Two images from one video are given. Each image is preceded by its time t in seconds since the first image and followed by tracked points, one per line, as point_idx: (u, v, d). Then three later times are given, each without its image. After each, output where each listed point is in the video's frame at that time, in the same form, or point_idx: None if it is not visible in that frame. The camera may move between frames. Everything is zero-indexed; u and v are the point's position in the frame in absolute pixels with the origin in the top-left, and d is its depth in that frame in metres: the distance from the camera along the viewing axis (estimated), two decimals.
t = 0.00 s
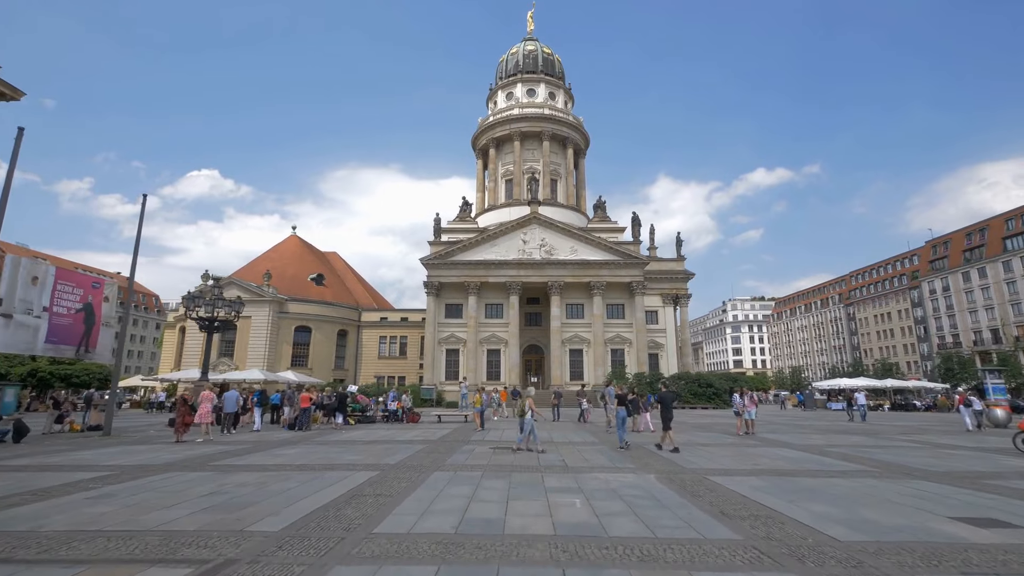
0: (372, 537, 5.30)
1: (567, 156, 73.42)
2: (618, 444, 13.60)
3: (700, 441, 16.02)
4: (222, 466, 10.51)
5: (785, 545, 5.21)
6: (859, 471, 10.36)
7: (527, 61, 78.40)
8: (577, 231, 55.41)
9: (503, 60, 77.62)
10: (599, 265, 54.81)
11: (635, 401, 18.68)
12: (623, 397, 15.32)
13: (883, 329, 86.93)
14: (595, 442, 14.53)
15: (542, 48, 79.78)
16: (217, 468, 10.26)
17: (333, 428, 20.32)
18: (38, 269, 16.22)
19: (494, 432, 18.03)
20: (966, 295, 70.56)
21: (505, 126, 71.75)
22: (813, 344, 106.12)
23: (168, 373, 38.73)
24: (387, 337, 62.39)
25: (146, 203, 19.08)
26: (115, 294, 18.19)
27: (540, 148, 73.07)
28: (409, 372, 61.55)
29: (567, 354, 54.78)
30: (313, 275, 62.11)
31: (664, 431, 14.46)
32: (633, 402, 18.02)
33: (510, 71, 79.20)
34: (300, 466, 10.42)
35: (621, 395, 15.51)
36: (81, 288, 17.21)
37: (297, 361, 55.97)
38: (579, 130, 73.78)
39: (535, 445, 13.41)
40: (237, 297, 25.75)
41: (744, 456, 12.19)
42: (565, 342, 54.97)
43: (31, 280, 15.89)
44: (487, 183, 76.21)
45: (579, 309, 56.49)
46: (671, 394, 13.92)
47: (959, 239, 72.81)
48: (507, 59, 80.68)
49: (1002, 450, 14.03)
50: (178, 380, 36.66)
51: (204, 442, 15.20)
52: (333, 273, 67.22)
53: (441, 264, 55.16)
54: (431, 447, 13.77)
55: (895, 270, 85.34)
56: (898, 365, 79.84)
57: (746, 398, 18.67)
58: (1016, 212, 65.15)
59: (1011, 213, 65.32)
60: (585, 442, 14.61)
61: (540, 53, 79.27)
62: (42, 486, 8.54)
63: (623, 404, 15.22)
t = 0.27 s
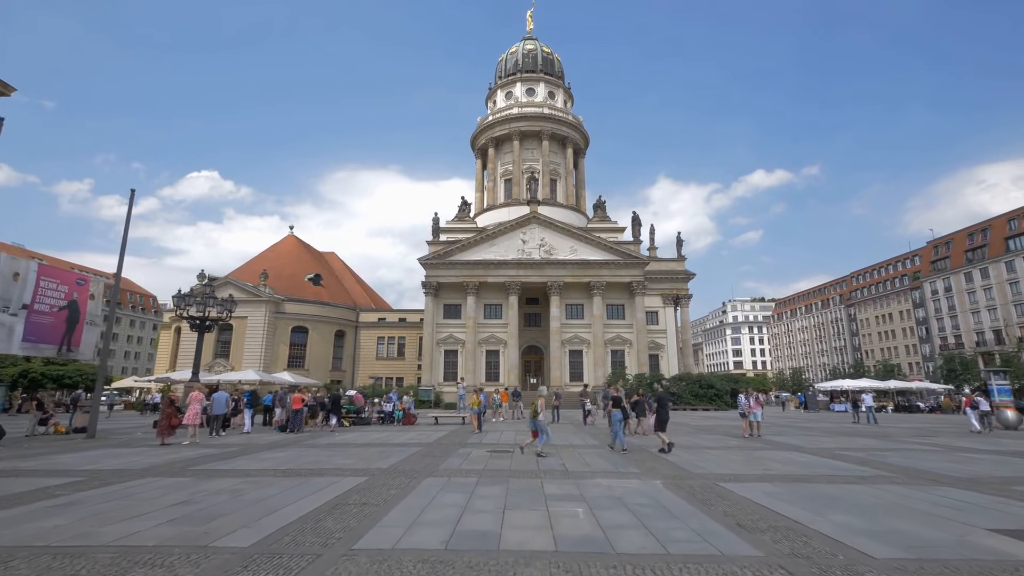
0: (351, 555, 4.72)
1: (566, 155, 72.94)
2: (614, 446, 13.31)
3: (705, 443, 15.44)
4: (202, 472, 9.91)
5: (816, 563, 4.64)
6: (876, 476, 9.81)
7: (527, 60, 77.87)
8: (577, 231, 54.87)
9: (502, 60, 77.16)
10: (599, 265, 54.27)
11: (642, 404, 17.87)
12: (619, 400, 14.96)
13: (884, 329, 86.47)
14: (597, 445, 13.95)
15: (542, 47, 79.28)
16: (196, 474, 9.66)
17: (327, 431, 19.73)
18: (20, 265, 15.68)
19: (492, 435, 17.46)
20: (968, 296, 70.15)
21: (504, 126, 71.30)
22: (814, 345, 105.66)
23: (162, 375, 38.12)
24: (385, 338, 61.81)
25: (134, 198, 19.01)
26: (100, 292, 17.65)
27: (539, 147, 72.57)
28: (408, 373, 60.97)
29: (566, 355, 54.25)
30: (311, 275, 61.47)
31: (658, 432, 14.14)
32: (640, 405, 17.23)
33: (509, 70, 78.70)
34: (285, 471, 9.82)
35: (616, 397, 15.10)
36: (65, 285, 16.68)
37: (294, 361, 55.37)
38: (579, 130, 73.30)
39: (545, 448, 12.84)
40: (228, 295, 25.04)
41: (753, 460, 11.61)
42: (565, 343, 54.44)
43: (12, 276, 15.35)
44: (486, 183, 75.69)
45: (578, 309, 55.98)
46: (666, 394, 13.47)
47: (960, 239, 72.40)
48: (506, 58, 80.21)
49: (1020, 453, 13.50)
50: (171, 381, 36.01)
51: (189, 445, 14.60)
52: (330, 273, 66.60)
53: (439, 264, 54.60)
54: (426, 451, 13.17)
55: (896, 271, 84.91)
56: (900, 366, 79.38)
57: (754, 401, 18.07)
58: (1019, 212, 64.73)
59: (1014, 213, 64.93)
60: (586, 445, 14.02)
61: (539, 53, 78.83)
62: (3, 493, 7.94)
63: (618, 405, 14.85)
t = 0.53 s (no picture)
0: None
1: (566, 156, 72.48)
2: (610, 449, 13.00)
3: (711, 447, 14.87)
4: (181, 479, 9.36)
5: None
6: (896, 483, 9.25)
7: (526, 60, 77.48)
8: (576, 231, 54.33)
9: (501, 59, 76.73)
10: (599, 265, 53.73)
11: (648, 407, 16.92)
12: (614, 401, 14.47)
13: (886, 331, 85.92)
14: (599, 450, 13.39)
15: (541, 47, 78.92)
16: (174, 481, 9.10)
17: (320, 434, 19.14)
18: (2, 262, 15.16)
19: (489, 438, 16.88)
20: (971, 297, 69.63)
21: (503, 126, 70.87)
22: (815, 347, 105.08)
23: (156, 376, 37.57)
24: (383, 339, 61.23)
25: (121, 193, 18.92)
26: (85, 291, 17.13)
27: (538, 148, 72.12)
28: (406, 374, 60.38)
29: (566, 357, 53.68)
30: (308, 275, 60.89)
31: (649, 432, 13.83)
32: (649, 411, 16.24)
33: (508, 70, 78.30)
34: (268, 477, 9.25)
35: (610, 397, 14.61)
36: (49, 283, 16.16)
37: (291, 363, 54.78)
38: (578, 130, 72.86)
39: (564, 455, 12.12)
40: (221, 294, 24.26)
41: (763, 466, 11.03)
42: (565, 344, 53.90)
43: None
44: (485, 183, 75.21)
45: (578, 310, 55.43)
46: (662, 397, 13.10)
47: (962, 240, 71.93)
48: (506, 58, 79.78)
49: None
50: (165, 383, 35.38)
51: (175, 449, 14.03)
52: (328, 274, 66.01)
53: (437, 265, 54.05)
54: (421, 455, 12.60)
55: (897, 272, 84.40)
56: (902, 367, 78.81)
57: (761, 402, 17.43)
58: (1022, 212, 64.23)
59: (1017, 213, 64.45)
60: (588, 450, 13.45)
61: (539, 52, 78.40)
62: None
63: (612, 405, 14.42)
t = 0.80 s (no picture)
0: None
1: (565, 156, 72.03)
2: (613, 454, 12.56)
3: (717, 452, 14.31)
4: (158, 487, 8.80)
5: None
6: (919, 493, 8.68)
7: (525, 60, 77.06)
8: (576, 232, 53.78)
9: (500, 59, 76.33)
10: (599, 266, 53.20)
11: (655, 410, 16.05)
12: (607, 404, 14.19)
13: (888, 333, 85.39)
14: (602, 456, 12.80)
15: (541, 47, 78.50)
16: (149, 490, 8.54)
17: (312, 438, 18.55)
18: None
19: (487, 443, 16.31)
20: (974, 298, 69.15)
21: (502, 126, 70.44)
22: (816, 349, 104.51)
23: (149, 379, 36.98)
24: (381, 341, 60.63)
25: (107, 188, 18.48)
26: (70, 290, 16.56)
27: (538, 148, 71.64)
28: (404, 376, 59.77)
29: (566, 359, 53.11)
30: (305, 276, 60.30)
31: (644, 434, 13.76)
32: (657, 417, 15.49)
33: (508, 71, 77.87)
34: (249, 485, 8.69)
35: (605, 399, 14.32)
36: (31, 281, 15.58)
37: (288, 365, 54.17)
38: (578, 130, 72.44)
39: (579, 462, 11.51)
40: (213, 294, 23.25)
41: (774, 474, 10.47)
42: (565, 346, 53.34)
43: None
44: (484, 184, 74.71)
45: (578, 312, 54.88)
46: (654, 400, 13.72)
47: (964, 241, 71.46)
48: (505, 58, 79.37)
49: None
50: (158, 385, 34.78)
51: (158, 454, 13.43)
52: (326, 275, 65.37)
53: (436, 266, 53.48)
54: (414, 462, 11.99)
55: (899, 273, 83.95)
56: (904, 370, 78.26)
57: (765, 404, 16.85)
58: None
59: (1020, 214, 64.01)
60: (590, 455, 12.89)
61: (539, 53, 78.00)
62: None
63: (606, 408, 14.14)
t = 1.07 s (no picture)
0: None
1: (565, 156, 71.57)
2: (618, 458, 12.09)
3: (723, 456, 13.78)
4: (131, 495, 8.26)
5: None
6: (946, 502, 8.10)
7: (525, 60, 76.69)
8: (576, 232, 53.25)
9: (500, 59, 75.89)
10: (600, 267, 52.68)
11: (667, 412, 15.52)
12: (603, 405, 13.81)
13: (890, 334, 84.85)
14: (605, 461, 12.21)
15: (540, 47, 78.13)
16: (121, 499, 7.99)
17: (305, 441, 18.00)
18: None
19: (485, 446, 15.76)
20: (977, 299, 68.63)
21: (502, 126, 70.01)
22: (817, 351, 103.90)
23: (144, 381, 36.46)
24: (379, 342, 60.05)
25: (93, 184, 18.00)
26: (53, 288, 15.97)
27: (538, 148, 71.17)
28: (402, 378, 59.16)
29: (566, 360, 52.54)
30: (303, 277, 59.70)
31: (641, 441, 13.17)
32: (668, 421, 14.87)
33: (507, 71, 77.46)
34: (229, 494, 8.14)
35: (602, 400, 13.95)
36: (12, 279, 14.98)
37: (285, 366, 53.57)
38: (578, 130, 72.01)
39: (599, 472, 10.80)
40: (204, 293, 22.55)
41: (787, 480, 9.93)
42: (564, 348, 52.78)
43: None
44: (483, 184, 74.20)
45: (578, 313, 54.35)
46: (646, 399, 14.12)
47: (967, 242, 71.01)
48: (505, 58, 78.95)
49: None
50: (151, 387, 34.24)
51: (141, 459, 12.85)
52: (323, 276, 64.82)
53: (434, 266, 52.93)
54: (408, 467, 11.41)
55: (901, 274, 83.48)
56: (906, 371, 77.75)
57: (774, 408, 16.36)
58: None
59: None
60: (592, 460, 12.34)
61: (539, 52, 77.58)
62: None
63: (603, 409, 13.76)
